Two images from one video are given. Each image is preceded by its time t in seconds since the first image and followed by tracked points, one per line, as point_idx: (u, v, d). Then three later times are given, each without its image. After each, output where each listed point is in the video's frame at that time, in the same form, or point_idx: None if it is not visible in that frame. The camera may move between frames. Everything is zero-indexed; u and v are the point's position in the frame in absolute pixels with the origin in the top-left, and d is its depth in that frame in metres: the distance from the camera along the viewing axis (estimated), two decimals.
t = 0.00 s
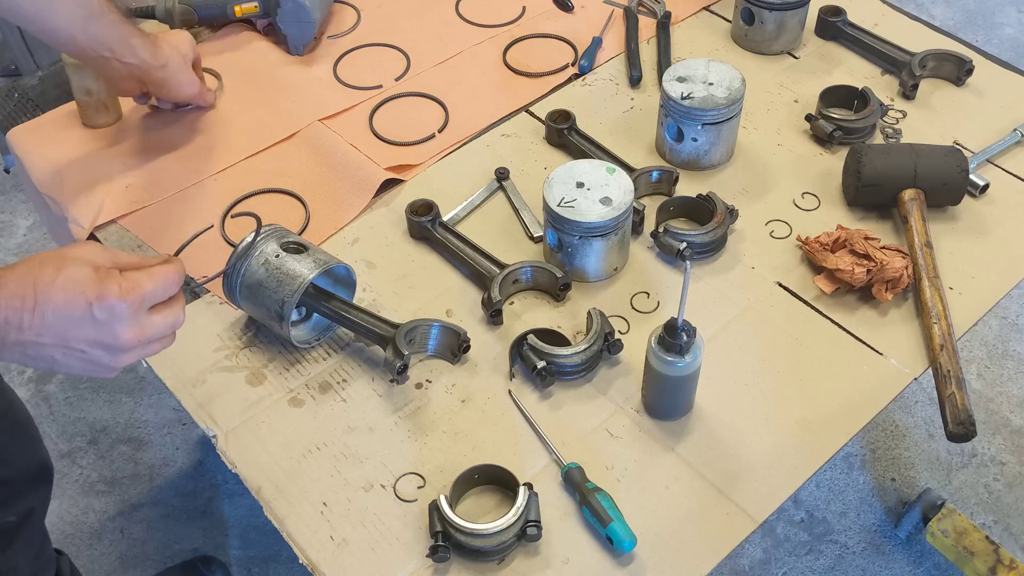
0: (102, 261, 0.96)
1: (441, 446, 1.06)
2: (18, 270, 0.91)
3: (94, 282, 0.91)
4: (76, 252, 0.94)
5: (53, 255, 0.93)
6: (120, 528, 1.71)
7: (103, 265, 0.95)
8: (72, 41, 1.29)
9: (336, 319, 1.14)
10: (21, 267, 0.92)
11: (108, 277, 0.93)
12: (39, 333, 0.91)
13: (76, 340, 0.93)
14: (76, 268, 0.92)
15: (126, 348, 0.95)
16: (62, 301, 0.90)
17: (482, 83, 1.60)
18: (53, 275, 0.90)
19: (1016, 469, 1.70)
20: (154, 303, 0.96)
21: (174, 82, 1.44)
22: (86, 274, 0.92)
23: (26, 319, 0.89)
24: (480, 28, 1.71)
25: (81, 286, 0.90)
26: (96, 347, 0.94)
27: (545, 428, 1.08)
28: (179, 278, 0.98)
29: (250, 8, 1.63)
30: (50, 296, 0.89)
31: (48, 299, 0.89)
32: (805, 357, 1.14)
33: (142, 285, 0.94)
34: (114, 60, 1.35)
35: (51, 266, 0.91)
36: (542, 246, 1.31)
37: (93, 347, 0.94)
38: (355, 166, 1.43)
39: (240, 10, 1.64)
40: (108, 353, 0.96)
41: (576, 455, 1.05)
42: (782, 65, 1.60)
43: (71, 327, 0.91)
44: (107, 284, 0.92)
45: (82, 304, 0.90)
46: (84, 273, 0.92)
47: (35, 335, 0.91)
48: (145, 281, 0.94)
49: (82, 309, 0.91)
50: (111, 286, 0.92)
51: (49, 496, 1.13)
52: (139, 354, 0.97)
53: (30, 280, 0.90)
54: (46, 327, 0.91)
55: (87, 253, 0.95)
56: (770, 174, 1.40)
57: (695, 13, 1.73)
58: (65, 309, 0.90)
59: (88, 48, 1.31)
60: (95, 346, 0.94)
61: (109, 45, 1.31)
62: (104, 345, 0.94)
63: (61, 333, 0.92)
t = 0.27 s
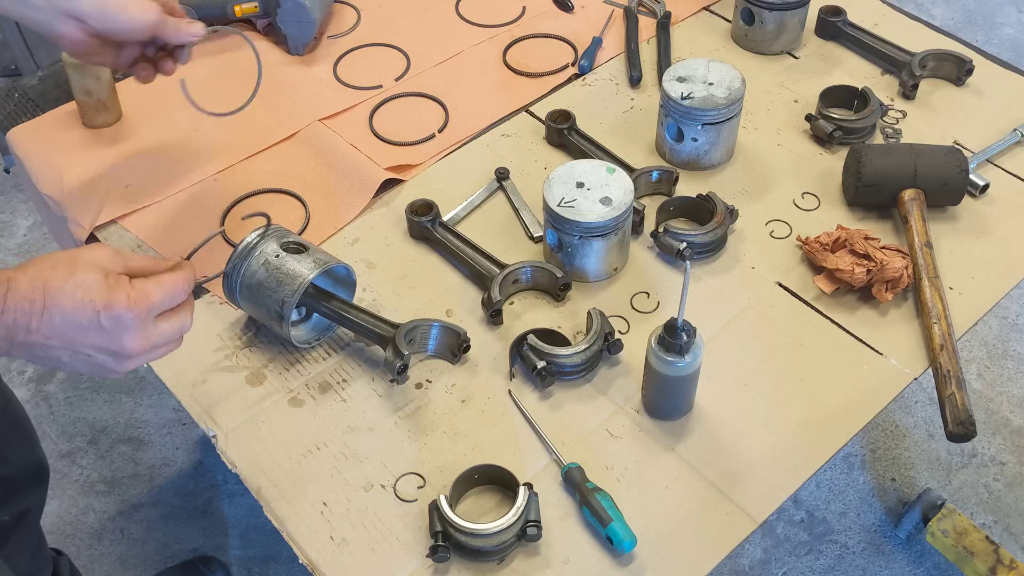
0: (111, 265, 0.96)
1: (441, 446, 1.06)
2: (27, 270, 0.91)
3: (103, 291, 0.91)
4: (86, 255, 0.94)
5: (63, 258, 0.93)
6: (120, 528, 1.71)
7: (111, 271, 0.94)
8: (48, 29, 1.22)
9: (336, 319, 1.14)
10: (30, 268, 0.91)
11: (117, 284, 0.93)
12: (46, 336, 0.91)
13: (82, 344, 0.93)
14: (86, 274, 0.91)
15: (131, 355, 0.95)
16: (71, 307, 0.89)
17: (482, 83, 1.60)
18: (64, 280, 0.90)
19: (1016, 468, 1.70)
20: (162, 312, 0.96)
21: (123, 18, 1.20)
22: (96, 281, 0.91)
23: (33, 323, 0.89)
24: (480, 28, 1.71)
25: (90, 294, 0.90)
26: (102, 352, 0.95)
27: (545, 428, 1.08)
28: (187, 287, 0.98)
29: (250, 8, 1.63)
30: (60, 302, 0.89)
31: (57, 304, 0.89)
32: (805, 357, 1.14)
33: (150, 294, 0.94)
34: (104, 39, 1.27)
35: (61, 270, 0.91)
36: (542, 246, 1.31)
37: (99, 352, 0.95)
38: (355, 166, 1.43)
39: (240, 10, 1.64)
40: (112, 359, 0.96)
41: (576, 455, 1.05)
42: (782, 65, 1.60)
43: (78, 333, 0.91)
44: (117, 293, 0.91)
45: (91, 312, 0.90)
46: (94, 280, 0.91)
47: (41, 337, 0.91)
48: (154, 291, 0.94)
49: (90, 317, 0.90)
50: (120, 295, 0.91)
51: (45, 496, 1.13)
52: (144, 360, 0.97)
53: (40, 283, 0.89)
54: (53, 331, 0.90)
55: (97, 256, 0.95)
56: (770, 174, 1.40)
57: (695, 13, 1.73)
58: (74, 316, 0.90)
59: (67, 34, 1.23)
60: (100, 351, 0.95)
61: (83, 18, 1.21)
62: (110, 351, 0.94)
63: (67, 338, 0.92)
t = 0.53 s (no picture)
0: (113, 259, 0.95)
1: (441, 446, 1.06)
2: (29, 262, 0.90)
3: (103, 288, 0.90)
4: (89, 248, 0.93)
5: (66, 251, 0.92)
6: (120, 528, 1.71)
7: (112, 265, 0.94)
8: None
9: (336, 319, 1.15)
10: (31, 259, 0.90)
11: (117, 281, 0.92)
12: (45, 330, 0.91)
13: (81, 339, 0.93)
14: (88, 269, 0.90)
15: (129, 351, 0.96)
16: (71, 303, 0.89)
17: (482, 83, 1.60)
18: (64, 276, 0.89)
19: (1016, 469, 1.70)
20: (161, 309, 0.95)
21: (57, 59, 1.06)
22: (96, 278, 0.90)
23: (33, 316, 0.89)
24: (480, 28, 1.71)
25: (91, 291, 0.89)
26: (100, 346, 0.95)
27: (545, 428, 1.08)
28: (187, 284, 0.98)
29: (250, 8, 1.63)
30: (60, 298, 0.88)
31: (57, 300, 0.88)
32: (805, 358, 1.14)
33: (150, 292, 0.93)
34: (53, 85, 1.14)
35: (63, 264, 0.90)
36: (542, 246, 1.31)
37: (97, 346, 0.95)
38: (355, 166, 1.43)
39: (240, 10, 1.63)
40: (110, 352, 0.96)
41: (576, 455, 1.05)
42: (782, 65, 1.60)
43: (77, 328, 0.91)
44: (117, 291, 0.91)
45: (91, 309, 0.90)
46: (96, 276, 0.90)
47: (41, 330, 0.91)
48: (154, 288, 0.93)
49: (89, 314, 0.90)
50: (120, 294, 0.91)
51: (47, 493, 1.13)
52: (141, 355, 0.98)
53: (40, 277, 0.88)
54: (52, 325, 0.90)
55: (100, 250, 0.94)
56: (769, 174, 1.40)
57: (695, 13, 1.73)
58: (73, 312, 0.89)
59: (9, 83, 1.12)
60: (99, 345, 0.95)
61: (10, 56, 1.07)
62: (108, 345, 0.95)
63: (66, 331, 0.92)
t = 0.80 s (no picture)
0: (108, 254, 0.95)
1: (440, 446, 1.06)
2: (24, 258, 0.89)
3: (100, 283, 0.90)
4: (84, 242, 0.93)
5: (61, 246, 0.91)
6: (120, 528, 1.71)
7: (107, 259, 0.93)
8: None
9: (336, 319, 1.15)
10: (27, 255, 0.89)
11: (114, 276, 0.92)
12: (42, 326, 0.90)
13: (79, 335, 0.92)
14: (84, 264, 0.90)
15: (127, 345, 0.95)
16: (68, 299, 0.88)
17: (482, 83, 1.60)
18: (61, 271, 0.88)
19: (1016, 469, 1.70)
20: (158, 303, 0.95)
21: (69, 92, 1.06)
22: (93, 273, 0.90)
23: (30, 312, 0.88)
24: (480, 28, 1.71)
25: (88, 286, 0.89)
26: (97, 342, 0.95)
27: (545, 428, 1.08)
28: (183, 277, 0.98)
29: (250, 8, 1.63)
30: (57, 293, 0.88)
31: (54, 296, 0.88)
32: (805, 358, 1.14)
33: (147, 286, 0.93)
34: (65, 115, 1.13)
35: (59, 259, 0.89)
36: (542, 246, 1.31)
37: (95, 341, 0.94)
38: (355, 166, 1.43)
39: (240, 10, 1.63)
40: (108, 348, 0.96)
41: (576, 455, 1.05)
42: (782, 65, 1.60)
43: (74, 324, 0.91)
44: (113, 287, 0.90)
45: (88, 304, 0.89)
46: (92, 271, 0.90)
47: (38, 326, 0.90)
48: (150, 282, 0.93)
49: (86, 310, 0.89)
50: (117, 289, 0.91)
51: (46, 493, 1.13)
52: (139, 349, 0.98)
53: (36, 273, 0.87)
54: (50, 321, 0.89)
55: (96, 245, 0.94)
56: (769, 174, 1.40)
57: (695, 13, 1.73)
58: (71, 307, 0.89)
59: (20, 112, 1.12)
60: (96, 341, 0.94)
61: (22, 85, 1.07)
62: (106, 341, 0.94)
63: (64, 327, 0.91)
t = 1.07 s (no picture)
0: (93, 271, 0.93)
1: (441, 446, 1.06)
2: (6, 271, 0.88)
3: (80, 305, 0.89)
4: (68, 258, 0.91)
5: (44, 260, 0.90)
6: (120, 528, 1.71)
7: (92, 278, 0.92)
8: None
9: (336, 319, 1.15)
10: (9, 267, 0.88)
11: (96, 297, 0.90)
12: (20, 342, 0.89)
13: (58, 353, 0.92)
14: (65, 284, 0.89)
15: (106, 368, 0.94)
16: (44, 320, 0.87)
17: (482, 83, 1.60)
18: (39, 291, 0.87)
19: (1016, 468, 1.70)
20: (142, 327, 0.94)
21: (54, 77, 1.06)
22: (73, 294, 0.89)
23: (8, 328, 0.87)
24: (480, 28, 1.71)
25: (66, 309, 0.88)
26: (77, 361, 0.94)
27: (545, 428, 1.08)
28: (169, 302, 0.96)
29: (250, 8, 1.63)
30: (33, 313, 0.87)
31: (31, 315, 0.87)
32: (805, 358, 1.14)
33: (129, 310, 0.91)
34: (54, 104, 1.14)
35: (40, 277, 0.88)
36: (542, 246, 1.31)
37: (75, 360, 0.94)
38: (355, 166, 1.43)
39: (240, 10, 1.63)
40: (88, 367, 0.95)
41: (576, 455, 1.05)
42: (782, 65, 1.60)
43: (53, 343, 0.90)
44: (93, 310, 0.89)
45: (65, 326, 0.88)
46: (72, 291, 0.89)
47: (16, 342, 0.90)
48: (133, 306, 0.92)
49: (63, 331, 0.88)
50: (96, 312, 0.89)
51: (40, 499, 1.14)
52: (120, 370, 0.97)
53: (14, 291, 0.86)
54: (28, 338, 0.89)
55: (81, 262, 0.92)
56: (769, 174, 1.40)
57: (695, 13, 1.73)
58: (47, 328, 0.88)
59: (8, 105, 1.12)
60: (76, 360, 0.94)
61: (10, 75, 1.08)
62: (85, 361, 0.93)
63: (42, 345, 0.90)
